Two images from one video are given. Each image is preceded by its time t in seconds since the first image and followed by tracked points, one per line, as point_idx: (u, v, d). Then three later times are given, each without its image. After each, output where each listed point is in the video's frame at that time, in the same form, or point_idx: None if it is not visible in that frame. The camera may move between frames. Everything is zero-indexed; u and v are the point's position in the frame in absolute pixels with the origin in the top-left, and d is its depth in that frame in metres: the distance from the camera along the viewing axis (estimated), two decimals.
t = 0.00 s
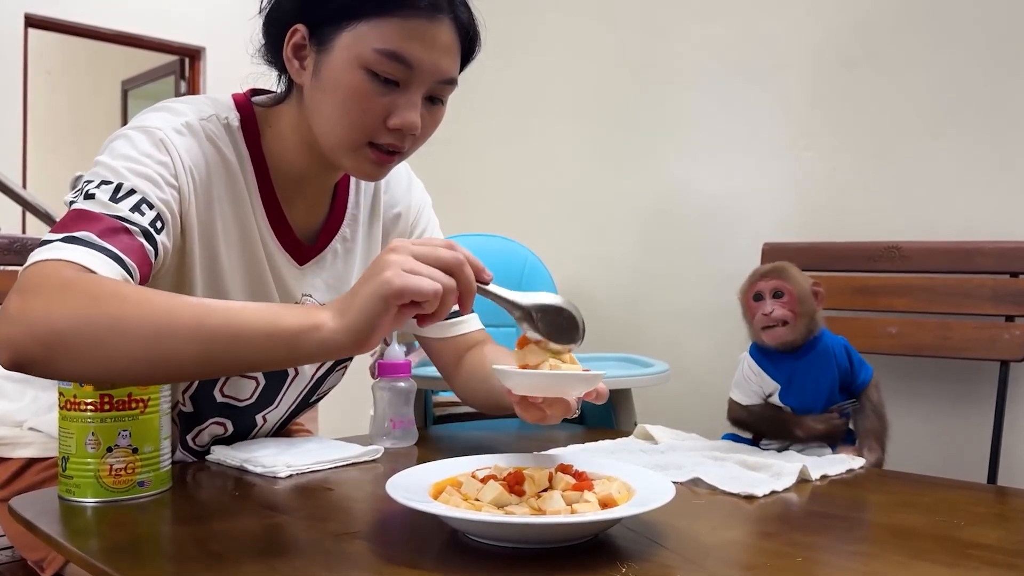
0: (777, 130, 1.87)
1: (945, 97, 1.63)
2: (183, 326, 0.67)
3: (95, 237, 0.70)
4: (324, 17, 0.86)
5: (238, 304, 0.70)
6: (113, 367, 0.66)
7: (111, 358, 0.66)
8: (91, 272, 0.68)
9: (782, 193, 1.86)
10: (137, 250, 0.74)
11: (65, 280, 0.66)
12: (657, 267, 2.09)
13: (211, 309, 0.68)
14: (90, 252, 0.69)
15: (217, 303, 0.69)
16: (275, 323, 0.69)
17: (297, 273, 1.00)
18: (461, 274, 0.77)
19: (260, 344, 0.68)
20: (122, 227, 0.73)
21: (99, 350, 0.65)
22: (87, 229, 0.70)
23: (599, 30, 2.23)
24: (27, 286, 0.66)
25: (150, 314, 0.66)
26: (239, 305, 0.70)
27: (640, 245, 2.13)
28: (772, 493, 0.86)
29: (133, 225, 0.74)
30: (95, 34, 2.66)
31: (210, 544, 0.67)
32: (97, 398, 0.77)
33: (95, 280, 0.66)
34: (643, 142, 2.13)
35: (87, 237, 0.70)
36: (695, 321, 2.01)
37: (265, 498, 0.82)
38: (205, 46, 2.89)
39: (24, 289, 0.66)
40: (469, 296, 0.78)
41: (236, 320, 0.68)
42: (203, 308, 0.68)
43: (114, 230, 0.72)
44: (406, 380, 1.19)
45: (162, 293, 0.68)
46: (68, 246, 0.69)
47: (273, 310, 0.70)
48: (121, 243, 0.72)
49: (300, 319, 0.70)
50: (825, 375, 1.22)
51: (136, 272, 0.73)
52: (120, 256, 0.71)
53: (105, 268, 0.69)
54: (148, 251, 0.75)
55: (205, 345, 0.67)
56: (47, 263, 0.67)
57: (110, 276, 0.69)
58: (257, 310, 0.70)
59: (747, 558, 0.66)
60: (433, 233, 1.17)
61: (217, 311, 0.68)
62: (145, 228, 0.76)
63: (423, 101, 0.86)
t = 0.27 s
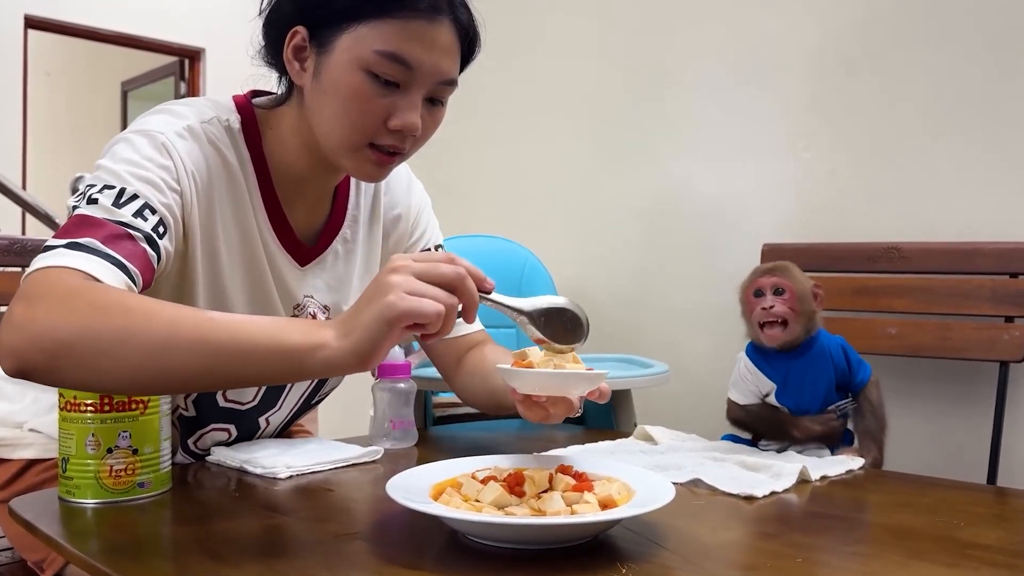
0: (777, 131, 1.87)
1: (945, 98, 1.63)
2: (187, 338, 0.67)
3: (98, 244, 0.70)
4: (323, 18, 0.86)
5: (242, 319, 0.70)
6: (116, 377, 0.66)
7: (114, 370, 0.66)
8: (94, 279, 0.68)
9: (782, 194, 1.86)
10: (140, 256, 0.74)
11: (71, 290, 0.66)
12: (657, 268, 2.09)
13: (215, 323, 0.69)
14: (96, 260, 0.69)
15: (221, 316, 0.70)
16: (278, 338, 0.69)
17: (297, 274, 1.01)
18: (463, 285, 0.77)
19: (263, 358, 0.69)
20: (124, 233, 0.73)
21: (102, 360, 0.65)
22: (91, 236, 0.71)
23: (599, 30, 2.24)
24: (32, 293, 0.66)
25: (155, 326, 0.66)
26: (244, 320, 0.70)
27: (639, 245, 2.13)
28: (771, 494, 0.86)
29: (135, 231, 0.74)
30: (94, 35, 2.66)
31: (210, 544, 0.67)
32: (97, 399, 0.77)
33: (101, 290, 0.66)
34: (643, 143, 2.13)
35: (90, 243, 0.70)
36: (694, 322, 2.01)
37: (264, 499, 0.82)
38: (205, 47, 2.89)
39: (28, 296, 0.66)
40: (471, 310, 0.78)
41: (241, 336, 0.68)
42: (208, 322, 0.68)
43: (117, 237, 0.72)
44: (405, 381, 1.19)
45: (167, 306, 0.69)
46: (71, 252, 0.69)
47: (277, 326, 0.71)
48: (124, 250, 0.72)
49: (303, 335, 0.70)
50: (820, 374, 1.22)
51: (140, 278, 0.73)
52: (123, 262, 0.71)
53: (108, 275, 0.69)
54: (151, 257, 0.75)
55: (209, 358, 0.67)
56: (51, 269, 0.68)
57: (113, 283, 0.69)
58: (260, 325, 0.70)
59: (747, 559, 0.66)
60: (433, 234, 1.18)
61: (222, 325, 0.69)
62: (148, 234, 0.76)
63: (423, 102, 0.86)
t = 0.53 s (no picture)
0: (776, 131, 1.87)
1: (944, 98, 1.63)
2: (175, 331, 0.67)
3: (88, 238, 0.70)
4: (324, 18, 0.86)
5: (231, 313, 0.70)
6: (100, 368, 0.66)
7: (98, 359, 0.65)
8: (83, 272, 0.68)
9: (781, 193, 1.86)
10: (130, 252, 0.74)
11: (60, 280, 0.66)
12: (657, 268, 2.09)
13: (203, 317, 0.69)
14: (83, 253, 0.69)
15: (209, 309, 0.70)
16: (265, 332, 0.69)
17: (296, 274, 1.00)
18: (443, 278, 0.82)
19: (251, 352, 0.69)
20: (116, 228, 0.73)
21: (87, 351, 0.65)
22: (82, 230, 0.71)
23: (599, 30, 2.23)
24: (20, 284, 0.66)
25: (143, 318, 0.66)
26: (231, 312, 0.70)
27: (639, 245, 2.13)
28: (771, 493, 0.86)
29: (127, 227, 0.75)
30: (94, 35, 2.66)
31: (209, 544, 0.67)
32: (96, 398, 0.77)
33: (91, 282, 0.67)
34: (642, 143, 2.13)
35: (80, 237, 0.70)
36: (694, 322, 2.01)
37: (263, 498, 0.81)
38: (205, 47, 2.89)
39: (16, 288, 0.66)
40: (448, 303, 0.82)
41: (229, 327, 0.68)
42: (195, 314, 0.68)
43: (108, 231, 0.72)
44: (404, 381, 1.19)
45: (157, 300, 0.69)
46: (62, 245, 0.69)
47: (264, 318, 0.71)
48: (113, 244, 0.72)
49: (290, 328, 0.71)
50: (816, 374, 1.22)
51: (128, 273, 0.73)
52: (112, 257, 0.71)
53: (97, 269, 0.69)
54: (142, 253, 0.75)
55: (196, 351, 0.67)
56: (39, 260, 0.67)
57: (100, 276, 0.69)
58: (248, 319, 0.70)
59: (746, 558, 0.66)
60: (433, 236, 1.18)
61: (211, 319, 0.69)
62: (138, 230, 0.76)
63: (424, 102, 0.86)
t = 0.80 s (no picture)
0: (776, 131, 1.87)
1: (944, 98, 1.63)
2: (175, 338, 0.66)
3: (89, 244, 0.70)
4: (320, 17, 0.85)
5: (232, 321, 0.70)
6: (102, 377, 0.65)
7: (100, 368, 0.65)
8: (85, 279, 0.68)
9: (781, 193, 1.86)
10: (132, 256, 0.74)
11: (58, 289, 0.65)
12: (656, 268, 2.09)
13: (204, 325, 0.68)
14: (85, 260, 0.69)
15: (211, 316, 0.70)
16: (266, 339, 0.69)
17: (293, 274, 1.00)
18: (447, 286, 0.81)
19: (253, 359, 0.68)
20: (116, 233, 0.73)
21: (87, 360, 0.65)
22: (84, 236, 0.70)
23: (598, 30, 2.23)
24: (20, 292, 0.66)
25: (142, 327, 0.66)
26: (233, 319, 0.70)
27: (639, 245, 2.13)
28: (771, 493, 0.86)
29: (127, 231, 0.74)
30: (93, 36, 2.66)
31: (207, 544, 0.67)
32: (94, 399, 0.77)
33: (90, 290, 0.66)
34: (642, 143, 2.13)
35: (82, 243, 0.69)
36: (693, 322, 2.00)
37: (262, 499, 0.81)
38: (204, 48, 2.89)
39: (16, 296, 0.66)
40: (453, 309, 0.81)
41: (231, 334, 0.68)
42: (197, 321, 0.68)
43: (109, 237, 0.72)
44: (403, 381, 1.18)
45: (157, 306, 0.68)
46: (63, 251, 0.68)
47: (265, 325, 0.71)
48: (114, 250, 0.72)
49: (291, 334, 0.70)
50: (815, 373, 1.22)
51: (130, 279, 0.73)
52: (114, 263, 0.71)
53: (98, 275, 0.69)
54: (143, 258, 0.75)
55: (197, 359, 0.67)
56: (40, 268, 0.67)
57: (101, 282, 0.69)
58: (248, 327, 0.70)
59: (746, 558, 0.66)
60: (431, 236, 1.18)
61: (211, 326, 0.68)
62: (139, 234, 0.75)
63: (421, 101, 0.86)
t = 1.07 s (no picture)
0: (775, 132, 1.87)
1: (943, 99, 1.63)
2: (137, 354, 0.63)
3: (67, 243, 0.69)
4: (315, 19, 0.85)
5: (202, 326, 0.65)
6: (72, 386, 0.64)
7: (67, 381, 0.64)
8: (57, 279, 0.66)
9: (780, 194, 1.86)
10: (112, 258, 0.72)
11: (19, 298, 0.63)
12: (655, 268, 2.09)
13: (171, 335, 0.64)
14: (61, 259, 0.67)
15: (176, 321, 0.65)
16: (232, 355, 0.64)
17: (291, 275, 1.01)
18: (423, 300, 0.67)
19: (212, 376, 0.64)
20: (98, 234, 0.72)
21: (51, 374, 0.63)
22: (62, 235, 0.69)
23: (597, 31, 2.24)
24: None
25: (104, 340, 0.63)
26: (197, 325, 0.65)
27: (637, 246, 2.13)
28: (771, 495, 0.86)
29: (109, 232, 0.74)
30: (92, 37, 2.67)
31: (206, 547, 0.67)
32: (92, 402, 0.76)
33: (48, 301, 0.63)
34: (640, 143, 2.13)
35: (60, 243, 0.69)
36: (693, 323, 2.01)
37: (260, 501, 0.81)
38: (203, 49, 2.90)
39: None
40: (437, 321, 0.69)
41: (190, 348, 0.64)
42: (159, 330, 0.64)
43: (89, 237, 0.71)
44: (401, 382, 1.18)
45: (124, 311, 0.65)
46: (39, 249, 0.67)
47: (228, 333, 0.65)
48: (93, 251, 0.71)
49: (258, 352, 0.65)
50: (813, 376, 1.22)
51: (108, 280, 0.72)
52: (91, 264, 0.70)
53: (73, 275, 0.67)
54: (126, 259, 0.74)
55: (162, 377, 0.64)
56: (12, 266, 0.66)
57: (76, 283, 0.67)
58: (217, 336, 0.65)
59: (746, 560, 0.65)
60: (429, 236, 1.17)
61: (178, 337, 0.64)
62: (122, 235, 0.75)
63: (416, 103, 0.86)
